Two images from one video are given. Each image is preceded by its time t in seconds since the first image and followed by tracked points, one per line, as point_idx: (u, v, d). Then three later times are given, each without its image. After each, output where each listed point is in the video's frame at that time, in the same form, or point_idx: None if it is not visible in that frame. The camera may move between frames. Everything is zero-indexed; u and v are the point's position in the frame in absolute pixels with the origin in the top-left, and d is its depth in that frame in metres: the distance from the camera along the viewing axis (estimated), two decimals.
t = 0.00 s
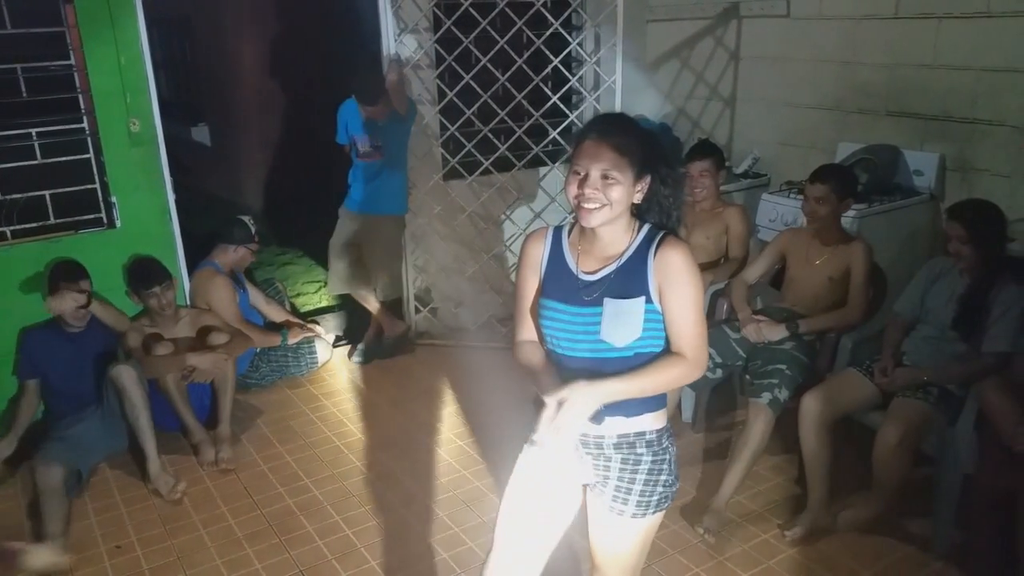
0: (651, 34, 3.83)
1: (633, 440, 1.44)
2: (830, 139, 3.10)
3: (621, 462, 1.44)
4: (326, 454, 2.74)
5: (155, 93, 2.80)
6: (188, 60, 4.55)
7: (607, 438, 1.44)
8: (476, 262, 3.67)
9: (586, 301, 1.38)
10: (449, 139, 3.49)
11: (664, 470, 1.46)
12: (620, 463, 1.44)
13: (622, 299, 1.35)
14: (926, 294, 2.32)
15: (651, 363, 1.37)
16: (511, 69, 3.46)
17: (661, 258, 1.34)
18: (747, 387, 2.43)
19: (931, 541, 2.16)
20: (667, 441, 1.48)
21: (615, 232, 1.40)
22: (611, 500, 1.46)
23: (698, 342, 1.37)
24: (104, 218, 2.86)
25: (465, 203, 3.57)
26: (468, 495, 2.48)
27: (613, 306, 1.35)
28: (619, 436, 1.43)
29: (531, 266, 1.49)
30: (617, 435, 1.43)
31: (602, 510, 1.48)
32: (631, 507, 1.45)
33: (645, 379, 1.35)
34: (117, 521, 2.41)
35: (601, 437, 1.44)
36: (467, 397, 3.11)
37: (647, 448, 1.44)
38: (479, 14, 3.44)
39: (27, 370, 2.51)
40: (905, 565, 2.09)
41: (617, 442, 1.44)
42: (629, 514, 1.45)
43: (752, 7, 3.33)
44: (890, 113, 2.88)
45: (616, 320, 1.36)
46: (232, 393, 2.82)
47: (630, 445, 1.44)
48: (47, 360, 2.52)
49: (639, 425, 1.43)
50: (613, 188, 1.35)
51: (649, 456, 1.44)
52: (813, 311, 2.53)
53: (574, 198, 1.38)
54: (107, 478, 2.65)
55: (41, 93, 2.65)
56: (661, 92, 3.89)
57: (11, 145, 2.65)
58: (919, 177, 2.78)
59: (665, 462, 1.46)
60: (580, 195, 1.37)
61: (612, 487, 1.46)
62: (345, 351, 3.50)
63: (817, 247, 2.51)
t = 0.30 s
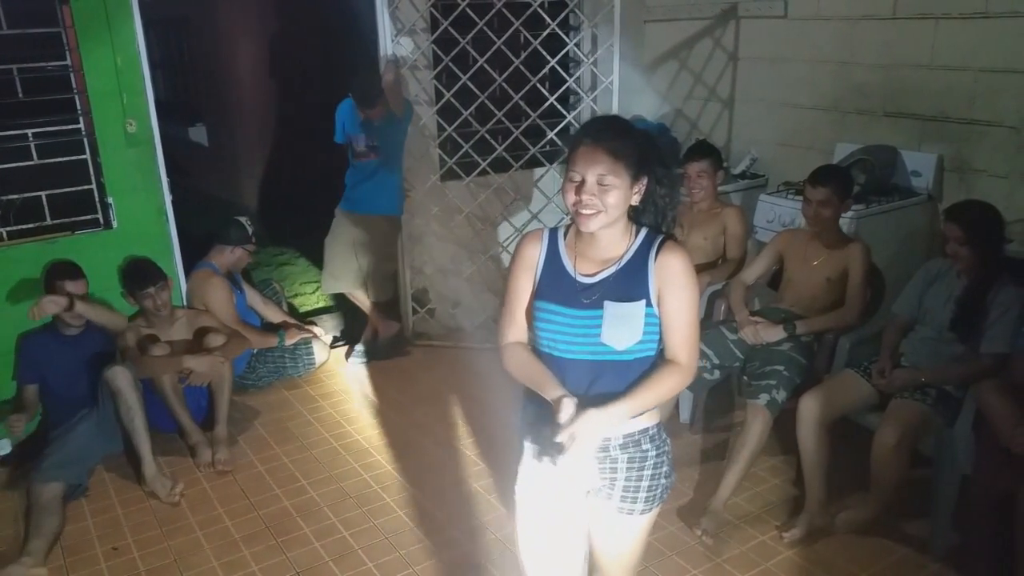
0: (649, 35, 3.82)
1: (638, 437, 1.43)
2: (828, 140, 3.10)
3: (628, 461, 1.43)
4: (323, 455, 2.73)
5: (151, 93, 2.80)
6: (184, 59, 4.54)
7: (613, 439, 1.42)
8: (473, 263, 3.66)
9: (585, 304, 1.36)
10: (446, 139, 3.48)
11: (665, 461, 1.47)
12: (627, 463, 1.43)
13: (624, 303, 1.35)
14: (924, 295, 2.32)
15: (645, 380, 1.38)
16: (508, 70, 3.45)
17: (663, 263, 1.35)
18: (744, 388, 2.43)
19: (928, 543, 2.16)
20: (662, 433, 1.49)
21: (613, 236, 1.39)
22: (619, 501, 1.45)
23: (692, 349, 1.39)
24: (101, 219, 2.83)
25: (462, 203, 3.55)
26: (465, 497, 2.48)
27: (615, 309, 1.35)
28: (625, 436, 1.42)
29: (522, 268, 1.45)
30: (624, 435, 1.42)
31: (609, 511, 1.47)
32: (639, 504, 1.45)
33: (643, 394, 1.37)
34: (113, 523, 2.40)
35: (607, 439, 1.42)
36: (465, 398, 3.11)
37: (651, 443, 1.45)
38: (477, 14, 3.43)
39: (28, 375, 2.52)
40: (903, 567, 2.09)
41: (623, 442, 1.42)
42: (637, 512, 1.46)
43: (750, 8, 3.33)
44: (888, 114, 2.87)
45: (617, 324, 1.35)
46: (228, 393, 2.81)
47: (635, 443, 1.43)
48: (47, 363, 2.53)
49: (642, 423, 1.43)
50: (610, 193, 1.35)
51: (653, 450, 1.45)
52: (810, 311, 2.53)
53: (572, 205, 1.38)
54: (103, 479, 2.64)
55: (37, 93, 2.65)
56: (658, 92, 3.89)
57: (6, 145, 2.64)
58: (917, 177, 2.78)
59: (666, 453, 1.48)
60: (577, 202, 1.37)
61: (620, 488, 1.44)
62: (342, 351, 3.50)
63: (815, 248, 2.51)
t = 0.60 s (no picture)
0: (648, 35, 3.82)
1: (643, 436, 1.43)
2: (827, 140, 3.10)
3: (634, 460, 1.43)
4: (322, 456, 2.73)
5: (150, 93, 2.80)
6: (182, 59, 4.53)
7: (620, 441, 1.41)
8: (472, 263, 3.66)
9: (591, 307, 1.36)
10: (445, 139, 3.46)
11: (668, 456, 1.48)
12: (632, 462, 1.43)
13: (631, 304, 1.36)
14: (922, 295, 2.32)
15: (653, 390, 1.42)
16: (507, 70, 3.45)
17: (662, 263, 1.38)
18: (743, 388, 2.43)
19: (927, 542, 2.16)
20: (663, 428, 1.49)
21: (612, 236, 1.38)
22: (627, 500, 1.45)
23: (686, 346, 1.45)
24: (99, 219, 2.81)
25: (461, 203, 3.54)
26: (464, 496, 2.47)
27: (623, 310, 1.36)
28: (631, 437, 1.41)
29: (517, 271, 1.39)
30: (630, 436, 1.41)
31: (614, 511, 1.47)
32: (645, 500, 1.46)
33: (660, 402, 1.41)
34: (111, 524, 2.40)
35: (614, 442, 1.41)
36: (464, 398, 3.11)
37: (656, 441, 1.45)
38: (475, 14, 3.43)
39: (29, 381, 2.51)
40: (902, 566, 2.09)
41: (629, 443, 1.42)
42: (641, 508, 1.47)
43: (749, 8, 3.33)
44: (886, 114, 2.87)
45: (627, 324, 1.36)
46: (226, 393, 2.79)
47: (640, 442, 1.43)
48: (47, 367, 2.52)
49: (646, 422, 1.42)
50: (611, 191, 1.35)
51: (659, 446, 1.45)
52: (810, 311, 2.54)
53: (573, 205, 1.37)
54: (102, 479, 2.64)
55: (36, 93, 2.64)
56: (657, 92, 3.89)
57: (3, 145, 2.63)
58: (916, 178, 2.79)
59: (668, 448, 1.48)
60: (579, 200, 1.36)
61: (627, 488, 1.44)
62: (341, 352, 3.50)
63: (814, 248, 2.51)
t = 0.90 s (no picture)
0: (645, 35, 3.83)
1: (637, 438, 1.44)
2: (824, 140, 3.10)
3: (628, 462, 1.44)
4: (320, 456, 2.73)
5: (147, 93, 2.80)
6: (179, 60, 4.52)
7: (614, 442, 1.41)
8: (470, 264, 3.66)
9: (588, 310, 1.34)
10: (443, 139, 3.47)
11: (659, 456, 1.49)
12: (627, 463, 1.44)
13: (627, 306, 1.34)
14: (920, 295, 2.33)
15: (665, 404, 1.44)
16: (504, 70, 3.45)
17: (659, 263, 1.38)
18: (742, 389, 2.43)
19: (925, 542, 2.17)
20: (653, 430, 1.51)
21: (608, 240, 1.37)
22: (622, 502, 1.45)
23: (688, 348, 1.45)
24: (97, 220, 2.82)
25: (460, 204, 3.56)
26: (463, 497, 2.48)
27: (619, 313, 1.34)
28: (625, 437, 1.42)
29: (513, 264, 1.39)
30: (624, 436, 1.42)
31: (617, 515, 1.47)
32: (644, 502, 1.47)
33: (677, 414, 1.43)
34: (110, 525, 2.39)
35: (609, 443, 1.41)
36: (462, 398, 3.11)
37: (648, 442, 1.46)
38: (473, 14, 3.43)
39: (34, 383, 2.51)
40: (900, 566, 2.09)
41: (623, 444, 1.42)
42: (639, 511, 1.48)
43: (747, 8, 3.33)
44: (884, 114, 2.88)
45: (625, 329, 1.34)
46: (225, 394, 2.79)
47: (634, 443, 1.44)
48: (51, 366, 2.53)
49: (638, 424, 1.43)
50: (601, 190, 1.33)
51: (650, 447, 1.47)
52: (808, 312, 2.53)
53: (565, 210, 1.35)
54: (100, 481, 2.64)
55: (33, 94, 2.64)
56: (655, 93, 3.89)
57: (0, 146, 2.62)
58: (913, 178, 2.79)
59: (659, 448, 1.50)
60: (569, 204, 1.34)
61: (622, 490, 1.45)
62: (340, 353, 3.50)
63: (811, 248, 2.52)
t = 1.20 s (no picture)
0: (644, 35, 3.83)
1: (625, 445, 1.41)
2: (823, 139, 3.11)
3: (614, 468, 1.42)
4: (319, 456, 2.73)
5: (145, 93, 2.80)
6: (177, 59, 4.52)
7: (599, 447, 1.39)
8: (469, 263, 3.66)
9: (578, 308, 1.34)
10: (442, 139, 3.47)
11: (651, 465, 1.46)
12: (612, 470, 1.42)
13: (617, 307, 1.33)
14: (919, 295, 2.33)
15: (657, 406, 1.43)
16: (503, 70, 3.45)
17: (652, 261, 1.36)
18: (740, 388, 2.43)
19: (924, 542, 2.17)
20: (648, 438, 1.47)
21: (599, 240, 1.37)
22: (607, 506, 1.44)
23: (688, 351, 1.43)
24: (95, 220, 2.82)
25: (458, 203, 3.55)
26: (462, 496, 2.48)
27: (609, 312, 1.33)
28: (611, 443, 1.40)
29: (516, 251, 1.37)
30: (610, 442, 1.39)
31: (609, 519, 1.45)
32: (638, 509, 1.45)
33: (671, 418, 1.41)
34: (108, 525, 2.39)
35: (593, 447, 1.39)
36: (461, 398, 3.11)
37: (638, 450, 1.43)
38: (472, 14, 3.43)
39: (36, 379, 2.53)
40: (898, 565, 2.10)
41: (609, 450, 1.40)
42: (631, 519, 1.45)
43: (745, 8, 3.33)
44: (882, 113, 2.88)
45: (612, 329, 1.33)
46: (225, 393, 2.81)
47: (622, 450, 1.41)
48: (57, 363, 2.55)
49: (626, 431, 1.41)
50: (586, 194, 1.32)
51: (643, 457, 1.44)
52: (806, 311, 2.53)
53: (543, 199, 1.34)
54: (98, 480, 2.64)
55: (31, 93, 2.63)
56: (653, 92, 3.89)
57: None
58: (912, 177, 2.79)
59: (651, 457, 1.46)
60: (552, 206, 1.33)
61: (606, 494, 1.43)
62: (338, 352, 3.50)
63: (810, 248, 2.52)
